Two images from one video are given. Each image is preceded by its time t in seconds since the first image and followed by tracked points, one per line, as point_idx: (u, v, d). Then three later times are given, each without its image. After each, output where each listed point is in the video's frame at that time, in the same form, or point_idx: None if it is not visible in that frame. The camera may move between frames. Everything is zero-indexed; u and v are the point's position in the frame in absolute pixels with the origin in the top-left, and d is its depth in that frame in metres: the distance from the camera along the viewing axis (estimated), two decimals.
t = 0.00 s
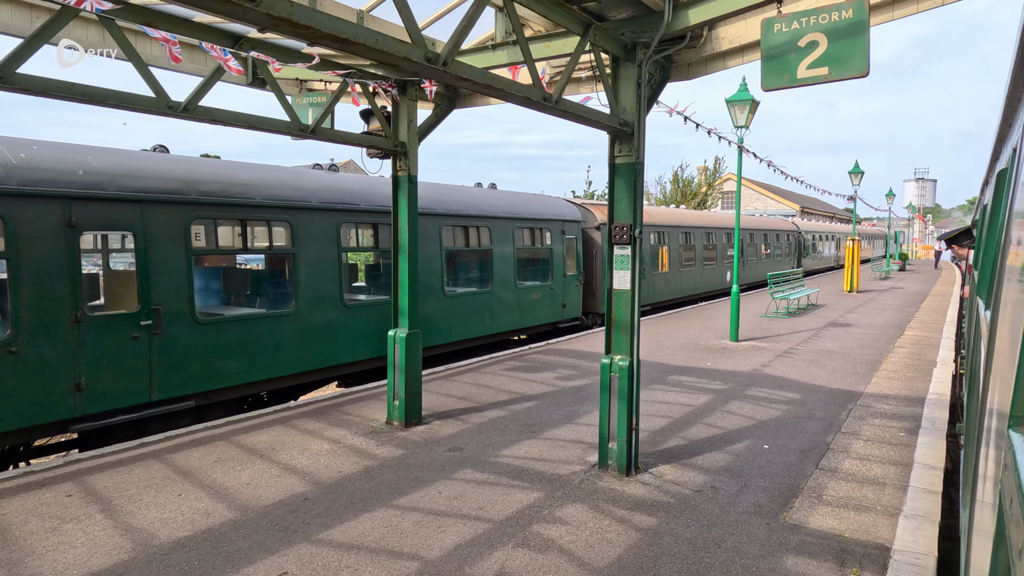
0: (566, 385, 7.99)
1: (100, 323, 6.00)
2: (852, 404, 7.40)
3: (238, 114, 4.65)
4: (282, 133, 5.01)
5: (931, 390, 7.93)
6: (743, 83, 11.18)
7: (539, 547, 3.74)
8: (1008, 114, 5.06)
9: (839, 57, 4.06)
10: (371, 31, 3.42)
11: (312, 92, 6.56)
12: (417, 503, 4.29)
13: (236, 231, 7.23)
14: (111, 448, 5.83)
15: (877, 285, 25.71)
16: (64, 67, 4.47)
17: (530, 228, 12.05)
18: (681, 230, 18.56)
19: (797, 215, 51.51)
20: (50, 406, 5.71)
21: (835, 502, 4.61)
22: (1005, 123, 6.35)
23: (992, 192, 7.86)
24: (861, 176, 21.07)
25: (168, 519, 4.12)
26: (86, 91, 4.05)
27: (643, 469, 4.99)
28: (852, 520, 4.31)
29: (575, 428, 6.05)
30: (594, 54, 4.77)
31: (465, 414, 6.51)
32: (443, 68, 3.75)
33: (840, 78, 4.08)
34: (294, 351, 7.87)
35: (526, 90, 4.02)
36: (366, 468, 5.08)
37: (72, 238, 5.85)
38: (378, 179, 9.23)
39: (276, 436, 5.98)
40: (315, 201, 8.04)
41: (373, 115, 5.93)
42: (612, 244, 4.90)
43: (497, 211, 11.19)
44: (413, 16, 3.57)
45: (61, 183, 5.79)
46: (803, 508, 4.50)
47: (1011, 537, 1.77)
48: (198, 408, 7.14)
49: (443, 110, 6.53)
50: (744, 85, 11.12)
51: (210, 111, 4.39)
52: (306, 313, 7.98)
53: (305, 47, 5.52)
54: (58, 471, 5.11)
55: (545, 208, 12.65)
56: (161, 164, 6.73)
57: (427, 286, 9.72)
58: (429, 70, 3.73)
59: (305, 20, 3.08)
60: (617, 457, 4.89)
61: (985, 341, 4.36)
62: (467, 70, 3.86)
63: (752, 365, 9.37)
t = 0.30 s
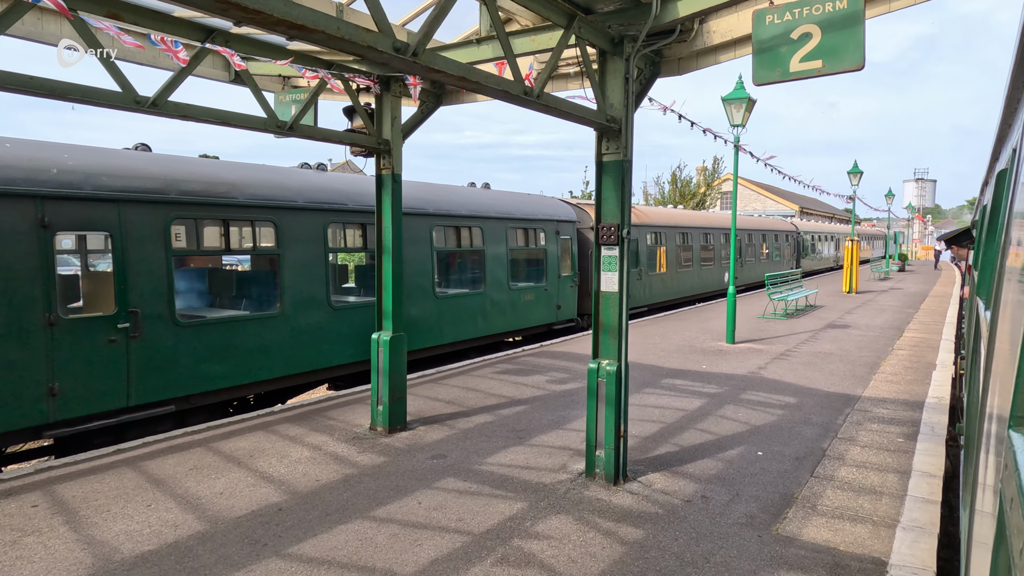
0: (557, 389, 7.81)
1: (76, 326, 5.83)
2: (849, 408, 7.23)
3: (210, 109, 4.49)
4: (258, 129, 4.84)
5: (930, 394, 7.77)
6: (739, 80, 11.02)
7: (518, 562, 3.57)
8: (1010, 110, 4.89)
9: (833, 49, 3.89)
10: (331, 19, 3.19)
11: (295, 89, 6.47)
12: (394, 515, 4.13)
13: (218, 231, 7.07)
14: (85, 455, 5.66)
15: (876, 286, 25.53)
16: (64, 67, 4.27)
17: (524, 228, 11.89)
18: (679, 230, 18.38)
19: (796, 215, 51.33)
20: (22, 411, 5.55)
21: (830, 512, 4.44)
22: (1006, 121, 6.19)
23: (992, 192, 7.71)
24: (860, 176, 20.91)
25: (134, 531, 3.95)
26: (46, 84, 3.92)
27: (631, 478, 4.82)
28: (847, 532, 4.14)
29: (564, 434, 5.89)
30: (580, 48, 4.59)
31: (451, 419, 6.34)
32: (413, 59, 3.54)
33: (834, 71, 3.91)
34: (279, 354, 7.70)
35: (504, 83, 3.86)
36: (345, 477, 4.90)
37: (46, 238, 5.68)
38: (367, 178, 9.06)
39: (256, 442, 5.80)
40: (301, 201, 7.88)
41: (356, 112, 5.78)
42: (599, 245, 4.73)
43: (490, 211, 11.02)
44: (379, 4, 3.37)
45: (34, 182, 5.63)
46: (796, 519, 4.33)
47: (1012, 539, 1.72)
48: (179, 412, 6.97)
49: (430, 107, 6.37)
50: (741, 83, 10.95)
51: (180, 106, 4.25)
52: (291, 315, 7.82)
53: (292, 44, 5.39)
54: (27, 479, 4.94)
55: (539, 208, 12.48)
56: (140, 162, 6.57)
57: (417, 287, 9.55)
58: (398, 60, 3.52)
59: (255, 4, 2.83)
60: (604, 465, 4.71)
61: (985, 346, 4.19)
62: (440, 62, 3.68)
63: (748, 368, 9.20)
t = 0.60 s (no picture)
0: (548, 393, 7.63)
1: (48, 329, 5.66)
2: (845, 413, 7.05)
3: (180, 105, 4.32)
4: (231, 125, 4.67)
5: (929, 398, 7.59)
6: (735, 78, 10.85)
7: None
8: (1008, 106, 4.71)
9: (826, 41, 3.72)
10: (286, 3, 2.94)
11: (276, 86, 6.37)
12: (369, 528, 3.96)
13: (199, 231, 6.89)
14: (57, 462, 5.48)
15: (875, 287, 25.33)
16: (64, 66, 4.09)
17: (517, 228, 11.71)
18: (676, 231, 18.20)
19: (795, 215, 51.16)
20: None
21: (824, 524, 4.26)
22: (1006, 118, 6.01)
23: (991, 192, 7.54)
24: (859, 175, 20.73)
25: (94, 545, 3.78)
26: None
27: (618, 487, 4.64)
28: (841, 545, 3.95)
29: (551, 440, 5.71)
30: (563, 41, 4.40)
31: (436, 425, 6.17)
32: (376, 48, 3.33)
33: (827, 64, 3.73)
34: (262, 357, 7.52)
35: (478, 75, 3.69)
36: (321, 486, 4.72)
37: (16, 239, 5.52)
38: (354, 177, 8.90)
39: (233, 449, 5.63)
40: (285, 201, 7.70)
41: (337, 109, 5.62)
42: (585, 246, 4.55)
43: (481, 211, 10.84)
44: None
45: (4, 181, 5.46)
46: (789, 531, 4.15)
47: (1012, 544, 1.63)
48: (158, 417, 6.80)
49: (414, 104, 6.19)
50: (737, 80, 10.78)
51: (146, 101, 4.09)
52: (275, 317, 7.65)
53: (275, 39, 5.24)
54: None
55: (533, 207, 12.31)
56: (117, 161, 6.39)
57: (407, 289, 9.37)
58: (361, 49, 3.30)
59: None
60: (590, 474, 4.54)
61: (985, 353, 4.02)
62: (406, 51, 3.50)
63: (743, 371, 9.02)
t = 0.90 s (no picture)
0: (537, 397, 7.45)
1: (17, 332, 5.48)
2: (842, 418, 6.87)
3: (145, 99, 4.20)
4: (200, 121, 4.49)
5: (928, 402, 7.41)
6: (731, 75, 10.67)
7: None
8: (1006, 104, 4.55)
9: (819, 31, 3.55)
10: None
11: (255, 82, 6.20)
12: (340, 543, 3.78)
13: (178, 231, 6.70)
14: (25, 470, 5.29)
15: (875, 287, 25.13)
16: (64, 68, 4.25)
17: (510, 228, 11.52)
18: (673, 231, 18.00)
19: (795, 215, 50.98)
20: None
21: (818, 537, 4.07)
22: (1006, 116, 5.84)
23: (991, 192, 7.37)
24: (858, 175, 20.55)
25: (50, 561, 3.59)
26: None
27: (604, 498, 4.46)
28: (835, 560, 3.77)
29: (537, 447, 5.52)
30: (546, 33, 4.20)
31: (420, 431, 5.98)
32: (334, 35, 3.14)
33: (820, 55, 3.56)
34: (245, 360, 7.34)
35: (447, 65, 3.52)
36: (295, 497, 4.54)
37: None
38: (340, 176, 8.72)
39: (209, 456, 5.44)
40: (268, 200, 7.53)
41: (316, 105, 5.43)
42: (569, 247, 4.37)
43: (473, 210, 10.65)
44: None
45: None
46: (781, 544, 3.96)
47: (1011, 541, 1.73)
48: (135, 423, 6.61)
49: (397, 99, 6.00)
50: (733, 78, 10.60)
51: (108, 95, 3.95)
52: (258, 320, 7.46)
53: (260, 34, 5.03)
54: None
55: (526, 207, 12.12)
56: (92, 158, 6.21)
57: (396, 290, 9.19)
58: (317, 36, 3.11)
59: None
60: (574, 485, 4.35)
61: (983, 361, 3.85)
62: (367, 39, 3.33)
63: (738, 374, 8.84)
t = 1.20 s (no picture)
0: (526, 401, 7.26)
1: None
2: (839, 423, 6.68)
3: (106, 92, 3.99)
4: (166, 116, 4.32)
5: (927, 406, 7.22)
6: (727, 72, 10.49)
7: None
8: (1007, 101, 4.36)
9: (809, 18, 3.36)
10: None
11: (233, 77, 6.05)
12: (308, 559, 3.60)
13: (155, 231, 6.51)
14: None
15: (875, 288, 24.92)
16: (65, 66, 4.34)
17: (502, 228, 11.33)
18: (669, 231, 17.80)
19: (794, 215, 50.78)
20: None
21: (811, 551, 3.88)
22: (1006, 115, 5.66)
23: (991, 192, 7.19)
24: (858, 175, 20.35)
25: None
26: None
27: (588, 509, 4.27)
28: None
29: (522, 454, 5.34)
30: (526, 23, 4.01)
31: (401, 437, 5.79)
32: (285, 19, 2.96)
33: (811, 45, 3.38)
34: (226, 364, 7.16)
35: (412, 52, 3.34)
36: (265, 508, 4.35)
37: None
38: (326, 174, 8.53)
39: (181, 463, 5.25)
40: (251, 199, 7.34)
41: (294, 101, 5.24)
42: (551, 248, 4.18)
43: (464, 209, 10.46)
44: None
45: None
46: (771, 559, 3.77)
47: (1011, 545, 1.64)
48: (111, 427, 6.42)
49: (379, 95, 5.82)
50: (729, 75, 10.41)
51: (64, 87, 3.78)
52: (239, 322, 7.28)
53: (241, 29, 4.95)
54: None
55: (519, 207, 11.93)
56: (64, 156, 6.02)
57: (384, 291, 9.00)
58: (264, 19, 2.92)
59: None
60: (556, 496, 4.16)
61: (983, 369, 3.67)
62: (323, 25, 3.13)
63: (733, 377, 8.65)
